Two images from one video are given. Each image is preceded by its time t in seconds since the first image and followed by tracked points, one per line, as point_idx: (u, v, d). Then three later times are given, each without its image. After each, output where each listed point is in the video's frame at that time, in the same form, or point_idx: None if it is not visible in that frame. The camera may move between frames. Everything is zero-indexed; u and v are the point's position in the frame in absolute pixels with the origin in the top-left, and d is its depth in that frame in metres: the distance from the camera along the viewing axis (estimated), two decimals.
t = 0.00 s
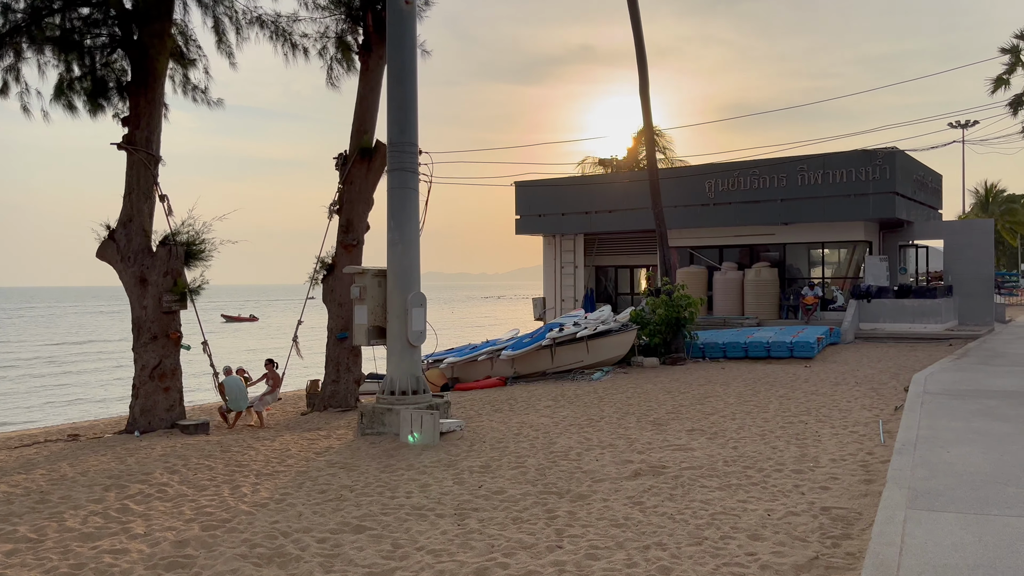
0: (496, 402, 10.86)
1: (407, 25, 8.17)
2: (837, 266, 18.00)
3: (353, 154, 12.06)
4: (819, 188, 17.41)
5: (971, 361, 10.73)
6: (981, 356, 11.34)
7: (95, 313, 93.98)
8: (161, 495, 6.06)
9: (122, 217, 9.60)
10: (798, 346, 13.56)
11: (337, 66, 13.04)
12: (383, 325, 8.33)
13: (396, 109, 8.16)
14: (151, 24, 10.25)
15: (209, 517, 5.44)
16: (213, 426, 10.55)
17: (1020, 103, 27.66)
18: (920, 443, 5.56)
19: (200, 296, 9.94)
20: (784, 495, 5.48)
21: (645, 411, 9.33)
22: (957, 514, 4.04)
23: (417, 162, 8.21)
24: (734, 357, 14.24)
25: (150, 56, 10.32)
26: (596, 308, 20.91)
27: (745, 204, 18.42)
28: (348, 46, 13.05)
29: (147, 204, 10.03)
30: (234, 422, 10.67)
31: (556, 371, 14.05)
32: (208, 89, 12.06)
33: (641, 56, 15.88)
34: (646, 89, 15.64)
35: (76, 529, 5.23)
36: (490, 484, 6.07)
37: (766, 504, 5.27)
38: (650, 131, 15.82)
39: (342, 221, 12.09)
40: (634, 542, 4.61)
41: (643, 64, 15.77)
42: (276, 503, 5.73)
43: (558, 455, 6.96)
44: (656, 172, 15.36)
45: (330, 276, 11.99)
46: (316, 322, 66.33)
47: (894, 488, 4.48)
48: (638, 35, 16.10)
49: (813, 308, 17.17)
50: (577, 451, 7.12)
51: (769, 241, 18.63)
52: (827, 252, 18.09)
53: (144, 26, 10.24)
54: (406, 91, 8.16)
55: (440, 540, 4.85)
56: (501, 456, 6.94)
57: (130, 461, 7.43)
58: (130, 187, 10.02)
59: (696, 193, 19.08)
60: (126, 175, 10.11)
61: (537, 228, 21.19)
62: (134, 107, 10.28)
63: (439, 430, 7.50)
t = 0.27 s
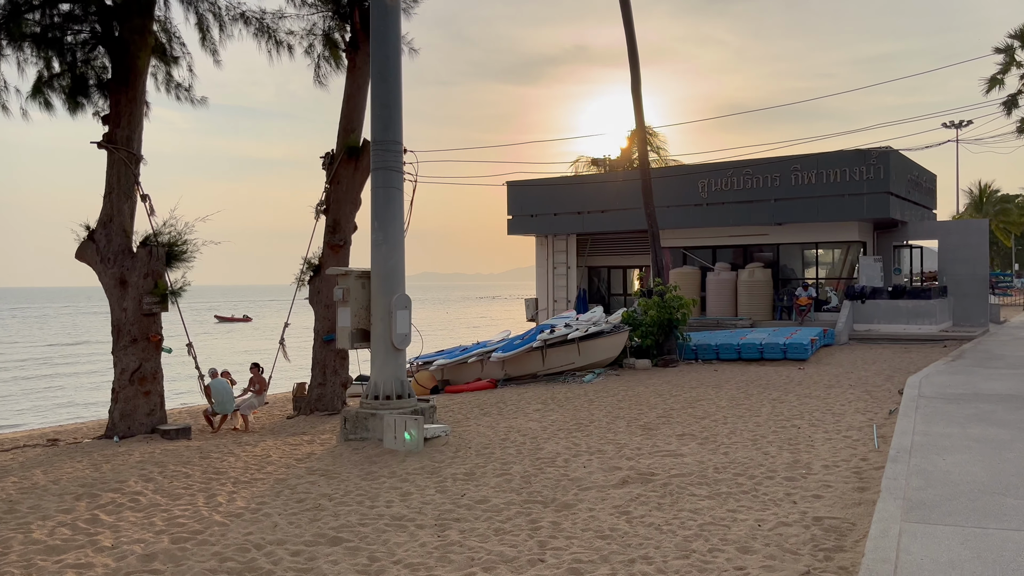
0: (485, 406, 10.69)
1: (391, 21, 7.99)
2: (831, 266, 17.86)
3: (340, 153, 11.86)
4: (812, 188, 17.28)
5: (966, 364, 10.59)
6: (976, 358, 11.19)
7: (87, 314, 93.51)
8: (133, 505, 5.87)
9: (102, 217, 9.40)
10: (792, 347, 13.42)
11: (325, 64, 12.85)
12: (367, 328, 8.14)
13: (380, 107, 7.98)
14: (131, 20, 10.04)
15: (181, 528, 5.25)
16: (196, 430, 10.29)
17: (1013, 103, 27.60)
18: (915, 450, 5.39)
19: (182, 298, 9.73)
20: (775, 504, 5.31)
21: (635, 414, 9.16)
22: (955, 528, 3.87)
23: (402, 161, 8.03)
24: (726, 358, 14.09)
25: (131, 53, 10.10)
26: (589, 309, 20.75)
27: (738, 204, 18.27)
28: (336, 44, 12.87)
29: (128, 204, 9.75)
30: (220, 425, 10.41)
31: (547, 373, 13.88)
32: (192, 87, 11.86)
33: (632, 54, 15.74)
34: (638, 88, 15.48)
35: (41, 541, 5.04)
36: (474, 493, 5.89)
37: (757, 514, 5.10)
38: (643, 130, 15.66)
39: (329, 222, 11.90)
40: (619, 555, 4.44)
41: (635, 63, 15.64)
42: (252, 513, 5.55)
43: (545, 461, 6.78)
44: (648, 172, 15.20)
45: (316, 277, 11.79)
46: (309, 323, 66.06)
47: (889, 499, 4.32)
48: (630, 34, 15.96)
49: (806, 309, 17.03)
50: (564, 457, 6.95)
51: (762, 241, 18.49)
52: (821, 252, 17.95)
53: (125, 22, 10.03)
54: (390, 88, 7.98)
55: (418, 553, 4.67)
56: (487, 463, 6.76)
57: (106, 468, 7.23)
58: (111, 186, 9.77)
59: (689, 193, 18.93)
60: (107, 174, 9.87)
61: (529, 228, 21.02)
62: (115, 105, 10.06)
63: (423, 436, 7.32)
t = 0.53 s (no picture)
0: (475, 407, 10.51)
1: (376, 13, 7.80)
2: (827, 265, 17.71)
3: (329, 150, 11.66)
4: (808, 186, 17.13)
5: (963, 363, 10.43)
6: (974, 358, 11.02)
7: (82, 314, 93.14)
8: (107, 512, 5.69)
9: (83, 215, 9.20)
10: (787, 347, 13.25)
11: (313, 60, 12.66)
12: (353, 328, 7.95)
13: (365, 102, 7.79)
14: (113, 14, 9.84)
15: (154, 536, 5.07)
16: (180, 432, 10.07)
17: (1009, 102, 27.50)
18: (913, 454, 5.22)
19: (165, 298, 9.53)
20: (769, 510, 5.13)
21: (627, 416, 8.99)
22: (956, 537, 3.69)
23: (388, 157, 7.84)
24: (721, 359, 13.93)
25: (114, 47, 9.89)
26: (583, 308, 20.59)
27: (734, 202, 18.11)
28: (325, 40, 12.67)
29: (110, 201, 9.50)
30: (206, 428, 10.21)
31: (540, 374, 13.71)
32: (178, 84, 11.65)
33: (626, 51, 15.57)
34: (632, 85, 15.30)
35: (7, 550, 4.85)
36: (459, 498, 5.71)
37: (750, 520, 4.93)
38: (637, 128, 15.49)
39: (318, 220, 11.70)
40: (606, 565, 4.25)
41: (629, 60, 15.47)
42: (227, 520, 5.36)
43: (533, 465, 6.60)
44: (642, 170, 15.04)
45: (305, 277, 11.58)
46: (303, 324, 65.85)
47: (886, 506, 4.14)
48: (624, 31, 15.80)
49: (802, 309, 16.88)
50: (553, 461, 6.77)
51: (757, 240, 18.33)
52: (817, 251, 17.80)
53: (107, 16, 9.83)
54: (375, 82, 7.78)
55: (397, 563, 4.49)
56: (473, 467, 6.58)
57: (82, 472, 7.04)
58: (92, 183, 9.53)
59: (683, 191, 18.77)
60: (88, 172, 9.64)
61: (523, 227, 20.84)
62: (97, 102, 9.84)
63: (408, 439, 7.13)
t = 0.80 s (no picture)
0: (467, 410, 10.32)
1: (362, 6, 7.60)
2: (824, 265, 17.54)
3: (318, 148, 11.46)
4: (805, 184, 16.96)
5: (962, 364, 10.25)
6: (973, 359, 10.85)
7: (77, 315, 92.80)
8: (78, 520, 5.49)
9: (63, 214, 9.00)
10: (784, 348, 13.08)
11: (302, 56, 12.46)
12: (338, 329, 7.75)
13: (350, 97, 7.60)
14: (95, 8, 9.63)
15: (124, 547, 4.87)
16: (165, 435, 9.87)
17: (1006, 100, 27.36)
18: (913, 460, 5.03)
19: (148, 298, 9.33)
20: (764, 519, 4.94)
21: (621, 418, 8.80)
22: (959, 550, 3.51)
23: (374, 154, 7.65)
24: (717, 359, 13.75)
25: (96, 42, 9.68)
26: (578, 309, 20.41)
27: (730, 201, 17.93)
28: (314, 35, 12.47)
29: (92, 200, 9.29)
30: (191, 430, 9.96)
31: (533, 375, 13.52)
32: (164, 80, 11.45)
33: (620, 48, 15.39)
34: (627, 82, 15.12)
35: None
36: (444, 506, 5.51)
37: (744, 529, 4.74)
38: (631, 126, 15.31)
39: (306, 219, 11.50)
40: None
41: (623, 57, 15.30)
42: (202, 530, 5.16)
43: (522, 470, 6.41)
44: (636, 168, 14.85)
45: (293, 277, 11.38)
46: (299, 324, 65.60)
47: (886, 516, 3.96)
48: (618, 27, 15.62)
49: (799, 309, 16.70)
50: (543, 465, 6.58)
51: (754, 239, 18.16)
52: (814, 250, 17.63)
53: (89, 11, 9.62)
54: (360, 77, 7.58)
55: None
56: (460, 472, 6.38)
57: (58, 478, 6.84)
58: (74, 182, 9.33)
59: (679, 190, 18.59)
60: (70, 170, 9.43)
61: (517, 227, 20.65)
62: (79, 99, 9.63)
63: (394, 443, 6.93)
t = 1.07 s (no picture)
0: (456, 412, 10.15)
1: None
2: (820, 264, 17.39)
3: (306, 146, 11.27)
4: (800, 182, 16.80)
5: (960, 364, 10.11)
6: (970, 359, 10.69)
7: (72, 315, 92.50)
8: (49, 529, 5.31)
9: (44, 214, 8.81)
10: (779, 348, 12.92)
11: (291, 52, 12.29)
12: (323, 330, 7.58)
13: (334, 92, 7.42)
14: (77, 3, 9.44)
15: (93, 558, 4.69)
16: (149, 438, 9.69)
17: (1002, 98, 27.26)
18: (911, 465, 4.87)
19: (130, 299, 9.14)
20: (757, 527, 4.77)
21: (612, 421, 8.64)
22: (960, 563, 3.34)
23: (359, 150, 7.48)
24: (711, 360, 13.60)
25: (78, 37, 9.48)
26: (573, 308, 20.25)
27: (725, 199, 17.77)
28: (302, 31, 12.30)
29: (74, 199, 9.10)
30: (176, 432, 9.77)
31: (526, 376, 13.35)
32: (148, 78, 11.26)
33: (614, 45, 15.24)
34: (620, 79, 14.96)
35: None
36: (427, 513, 5.34)
37: (736, 538, 4.58)
38: (625, 124, 15.14)
39: (294, 218, 11.31)
40: None
41: (616, 54, 15.14)
42: (176, 539, 4.98)
43: (509, 475, 6.24)
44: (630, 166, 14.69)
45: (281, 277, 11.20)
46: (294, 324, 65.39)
47: (883, 525, 3.80)
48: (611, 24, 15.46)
49: (795, 308, 16.54)
50: (531, 470, 6.41)
51: (749, 238, 18.02)
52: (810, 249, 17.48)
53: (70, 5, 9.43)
54: (344, 72, 7.41)
55: None
56: (445, 478, 6.21)
57: (34, 484, 6.66)
58: (55, 180, 9.13)
59: (674, 188, 18.43)
60: (51, 168, 9.23)
61: (511, 226, 20.48)
62: (60, 95, 9.44)
63: (379, 448, 6.75)
